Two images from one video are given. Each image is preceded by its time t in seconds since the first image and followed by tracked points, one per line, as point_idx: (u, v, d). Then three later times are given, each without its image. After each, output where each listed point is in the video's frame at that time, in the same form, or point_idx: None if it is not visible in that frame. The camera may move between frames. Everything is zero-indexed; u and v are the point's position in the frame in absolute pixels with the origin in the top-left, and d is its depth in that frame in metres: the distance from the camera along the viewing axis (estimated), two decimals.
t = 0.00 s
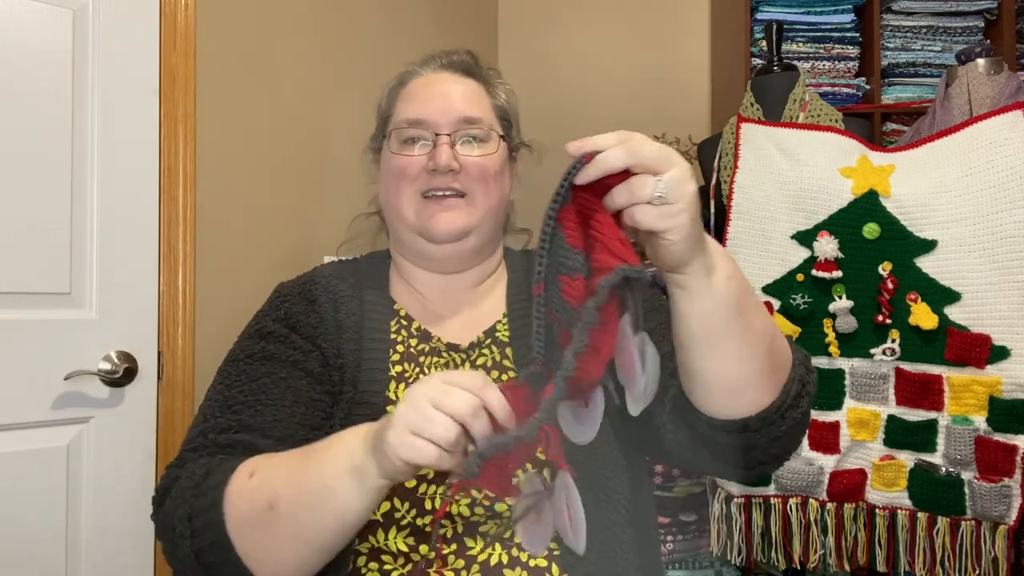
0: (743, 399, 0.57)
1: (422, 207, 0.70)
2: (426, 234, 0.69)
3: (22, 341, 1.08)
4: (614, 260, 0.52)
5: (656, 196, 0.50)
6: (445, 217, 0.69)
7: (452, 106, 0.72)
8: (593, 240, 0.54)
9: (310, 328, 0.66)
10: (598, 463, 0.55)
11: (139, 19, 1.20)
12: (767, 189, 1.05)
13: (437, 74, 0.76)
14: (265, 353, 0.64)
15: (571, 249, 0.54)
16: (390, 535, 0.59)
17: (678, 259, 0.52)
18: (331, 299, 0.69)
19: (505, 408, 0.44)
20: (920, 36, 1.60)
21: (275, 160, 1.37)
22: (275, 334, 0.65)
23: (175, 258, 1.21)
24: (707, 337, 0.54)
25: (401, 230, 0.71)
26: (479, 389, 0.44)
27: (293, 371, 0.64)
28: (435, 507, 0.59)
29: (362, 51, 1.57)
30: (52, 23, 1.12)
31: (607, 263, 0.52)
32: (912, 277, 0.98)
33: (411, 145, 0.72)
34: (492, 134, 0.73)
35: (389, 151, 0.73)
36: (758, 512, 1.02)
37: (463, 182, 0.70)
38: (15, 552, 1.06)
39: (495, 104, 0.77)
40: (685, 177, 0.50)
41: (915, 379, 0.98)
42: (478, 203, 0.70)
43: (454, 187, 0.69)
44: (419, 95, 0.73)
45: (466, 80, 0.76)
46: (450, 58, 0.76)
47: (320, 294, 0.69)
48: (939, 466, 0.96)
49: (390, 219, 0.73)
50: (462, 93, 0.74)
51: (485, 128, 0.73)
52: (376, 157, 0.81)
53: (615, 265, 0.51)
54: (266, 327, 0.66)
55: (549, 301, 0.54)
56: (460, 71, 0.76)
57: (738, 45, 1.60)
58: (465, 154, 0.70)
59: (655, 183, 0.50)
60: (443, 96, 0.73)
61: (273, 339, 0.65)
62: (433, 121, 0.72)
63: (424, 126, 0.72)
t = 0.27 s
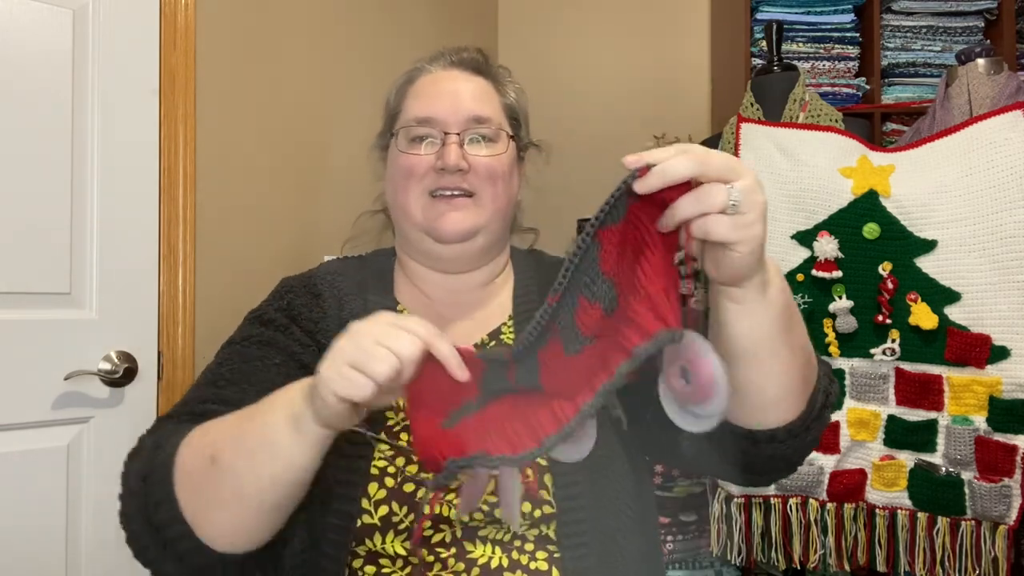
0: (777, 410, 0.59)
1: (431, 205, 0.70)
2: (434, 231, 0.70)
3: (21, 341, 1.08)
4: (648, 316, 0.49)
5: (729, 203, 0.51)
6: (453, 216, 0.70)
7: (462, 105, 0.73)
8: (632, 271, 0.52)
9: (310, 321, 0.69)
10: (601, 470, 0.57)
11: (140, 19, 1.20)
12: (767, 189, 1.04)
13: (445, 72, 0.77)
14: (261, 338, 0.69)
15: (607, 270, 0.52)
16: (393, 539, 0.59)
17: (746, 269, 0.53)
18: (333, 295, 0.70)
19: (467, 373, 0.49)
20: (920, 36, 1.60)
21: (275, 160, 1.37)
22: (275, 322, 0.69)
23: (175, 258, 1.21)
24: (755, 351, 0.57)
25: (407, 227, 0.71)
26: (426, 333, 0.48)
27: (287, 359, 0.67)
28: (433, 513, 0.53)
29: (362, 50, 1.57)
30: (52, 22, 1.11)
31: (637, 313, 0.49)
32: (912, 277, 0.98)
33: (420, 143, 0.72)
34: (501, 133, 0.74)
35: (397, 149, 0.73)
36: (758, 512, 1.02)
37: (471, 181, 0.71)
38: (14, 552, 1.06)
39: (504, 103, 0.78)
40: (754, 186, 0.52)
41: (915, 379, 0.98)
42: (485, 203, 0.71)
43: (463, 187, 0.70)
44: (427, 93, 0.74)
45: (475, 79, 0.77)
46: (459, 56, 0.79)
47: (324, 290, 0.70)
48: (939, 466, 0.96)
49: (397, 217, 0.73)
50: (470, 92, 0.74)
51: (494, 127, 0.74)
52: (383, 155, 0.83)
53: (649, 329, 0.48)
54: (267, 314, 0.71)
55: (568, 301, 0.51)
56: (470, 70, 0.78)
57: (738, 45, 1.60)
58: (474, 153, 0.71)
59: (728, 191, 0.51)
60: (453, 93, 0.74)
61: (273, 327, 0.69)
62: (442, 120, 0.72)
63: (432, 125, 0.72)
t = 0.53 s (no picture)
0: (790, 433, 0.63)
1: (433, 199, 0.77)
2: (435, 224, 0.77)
3: (21, 342, 1.08)
4: (588, 365, 0.57)
5: (798, 232, 0.55)
6: (456, 211, 0.76)
7: (467, 103, 0.80)
8: (620, 283, 0.57)
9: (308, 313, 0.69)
10: (602, 473, 0.61)
11: (141, 19, 1.20)
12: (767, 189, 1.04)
13: (453, 67, 0.84)
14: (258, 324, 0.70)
15: (599, 266, 0.56)
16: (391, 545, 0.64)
17: (800, 304, 0.57)
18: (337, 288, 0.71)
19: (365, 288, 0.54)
20: (920, 36, 1.60)
21: (275, 159, 1.37)
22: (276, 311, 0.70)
23: (175, 258, 1.22)
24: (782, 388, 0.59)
25: (411, 221, 0.78)
26: (311, 248, 0.53)
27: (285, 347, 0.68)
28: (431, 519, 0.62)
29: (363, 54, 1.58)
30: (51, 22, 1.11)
31: (587, 353, 0.57)
32: (912, 277, 0.98)
33: (426, 138, 0.80)
34: (505, 132, 0.81)
35: (403, 144, 0.81)
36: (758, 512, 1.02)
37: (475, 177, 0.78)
38: (15, 552, 1.06)
39: (509, 100, 0.85)
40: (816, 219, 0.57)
41: (915, 379, 0.98)
42: (488, 198, 0.78)
43: (467, 183, 0.77)
44: (434, 89, 0.81)
45: (482, 76, 0.84)
46: (467, 52, 0.85)
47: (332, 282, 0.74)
48: (939, 466, 0.96)
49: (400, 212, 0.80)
50: (477, 89, 0.81)
51: (499, 125, 0.81)
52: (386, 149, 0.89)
53: (568, 390, 0.56)
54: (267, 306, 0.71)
55: (541, 250, 0.55)
56: (477, 66, 0.84)
57: (738, 44, 1.60)
58: (477, 152, 0.78)
59: (796, 221, 0.54)
60: (458, 90, 0.81)
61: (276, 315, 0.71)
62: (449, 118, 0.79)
63: (438, 121, 0.80)
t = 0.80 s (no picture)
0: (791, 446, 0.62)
1: (432, 195, 0.81)
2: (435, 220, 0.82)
3: (21, 343, 1.07)
4: (499, 384, 0.56)
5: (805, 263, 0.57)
6: (454, 208, 0.81)
7: (467, 99, 0.82)
8: (582, 294, 0.59)
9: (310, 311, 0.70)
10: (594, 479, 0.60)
11: (141, 19, 1.19)
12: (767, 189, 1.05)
13: (454, 62, 0.86)
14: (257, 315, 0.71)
15: (567, 278, 0.58)
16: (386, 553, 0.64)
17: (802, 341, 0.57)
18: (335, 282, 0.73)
19: (256, 221, 0.53)
20: (920, 36, 1.60)
21: (281, 162, 1.39)
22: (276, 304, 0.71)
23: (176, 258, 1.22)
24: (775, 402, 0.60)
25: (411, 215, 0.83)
26: (203, 187, 0.54)
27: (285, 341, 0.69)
28: (425, 527, 0.62)
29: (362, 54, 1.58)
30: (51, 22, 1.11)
31: (504, 371, 0.57)
32: (913, 278, 0.98)
33: (425, 131, 0.82)
34: (504, 128, 0.84)
35: (400, 137, 0.83)
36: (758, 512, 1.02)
37: (474, 173, 0.81)
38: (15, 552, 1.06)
39: (510, 96, 0.87)
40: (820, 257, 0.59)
41: (915, 379, 0.98)
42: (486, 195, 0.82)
43: (465, 179, 0.81)
44: (434, 84, 0.83)
45: (483, 70, 0.86)
46: (467, 47, 0.87)
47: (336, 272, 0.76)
48: (939, 466, 0.96)
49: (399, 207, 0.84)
50: (478, 84, 0.83)
51: (500, 122, 0.84)
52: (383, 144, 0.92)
53: (470, 411, 0.55)
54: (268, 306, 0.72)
55: (502, 242, 0.58)
56: (477, 61, 0.87)
57: (738, 45, 1.60)
58: (477, 148, 0.81)
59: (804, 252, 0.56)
60: (458, 84, 0.83)
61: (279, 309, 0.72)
62: (449, 113, 0.82)
63: (436, 116, 0.82)
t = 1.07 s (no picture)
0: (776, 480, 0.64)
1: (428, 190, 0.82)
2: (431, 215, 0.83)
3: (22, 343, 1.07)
4: (477, 401, 0.53)
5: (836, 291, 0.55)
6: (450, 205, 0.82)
7: (461, 92, 0.82)
8: (580, 304, 0.56)
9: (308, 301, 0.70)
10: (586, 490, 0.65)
11: (139, 16, 1.17)
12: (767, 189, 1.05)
13: (450, 53, 0.86)
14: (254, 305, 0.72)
15: (572, 286, 0.56)
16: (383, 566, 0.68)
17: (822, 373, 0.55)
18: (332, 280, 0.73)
19: (202, 196, 0.49)
20: (920, 36, 1.60)
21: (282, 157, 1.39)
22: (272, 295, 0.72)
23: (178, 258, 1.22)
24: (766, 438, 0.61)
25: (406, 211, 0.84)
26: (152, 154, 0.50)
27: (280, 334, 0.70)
28: (422, 539, 0.66)
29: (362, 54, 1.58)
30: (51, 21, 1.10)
31: (489, 389, 0.54)
32: (913, 278, 0.98)
33: (420, 125, 0.83)
34: (501, 121, 0.84)
35: (395, 132, 0.84)
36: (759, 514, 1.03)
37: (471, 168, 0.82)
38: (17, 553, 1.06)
39: (508, 89, 0.87)
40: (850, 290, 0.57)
41: (915, 379, 0.98)
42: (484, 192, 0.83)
43: (461, 175, 0.82)
44: (430, 77, 0.83)
45: (478, 61, 0.86)
46: (462, 37, 0.87)
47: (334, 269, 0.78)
48: (939, 466, 0.96)
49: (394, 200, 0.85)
50: (475, 76, 0.83)
51: (496, 115, 0.84)
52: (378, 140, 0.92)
53: (442, 432, 0.51)
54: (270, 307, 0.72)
55: (502, 241, 0.56)
56: (472, 52, 0.87)
57: (738, 45, 1.60)
58: (473, 143, 0.82)
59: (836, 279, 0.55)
60: (453, 76, 0.83)
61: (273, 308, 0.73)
62: (444, 107, 0.82)
63: (430, 110, 0.82)
